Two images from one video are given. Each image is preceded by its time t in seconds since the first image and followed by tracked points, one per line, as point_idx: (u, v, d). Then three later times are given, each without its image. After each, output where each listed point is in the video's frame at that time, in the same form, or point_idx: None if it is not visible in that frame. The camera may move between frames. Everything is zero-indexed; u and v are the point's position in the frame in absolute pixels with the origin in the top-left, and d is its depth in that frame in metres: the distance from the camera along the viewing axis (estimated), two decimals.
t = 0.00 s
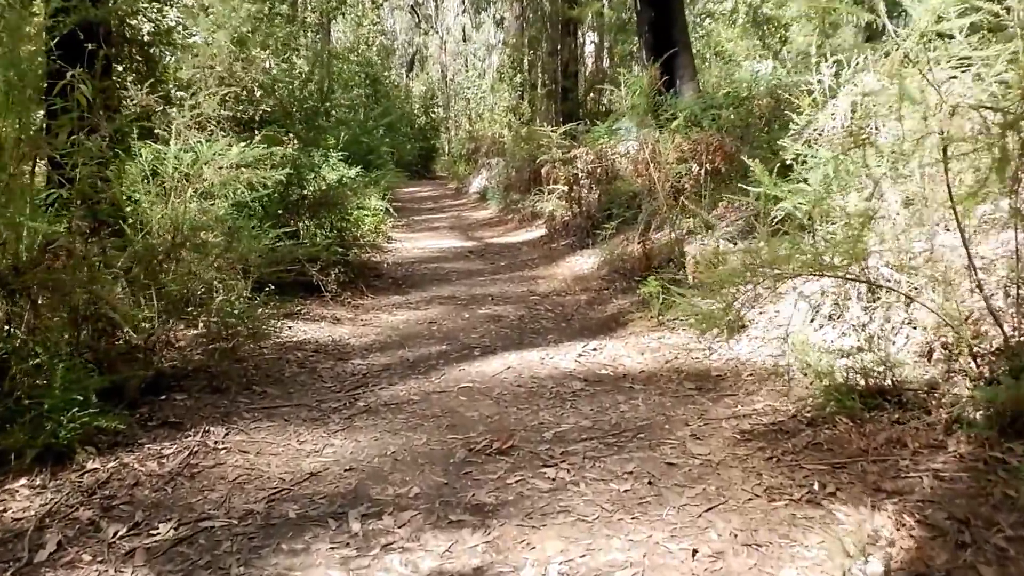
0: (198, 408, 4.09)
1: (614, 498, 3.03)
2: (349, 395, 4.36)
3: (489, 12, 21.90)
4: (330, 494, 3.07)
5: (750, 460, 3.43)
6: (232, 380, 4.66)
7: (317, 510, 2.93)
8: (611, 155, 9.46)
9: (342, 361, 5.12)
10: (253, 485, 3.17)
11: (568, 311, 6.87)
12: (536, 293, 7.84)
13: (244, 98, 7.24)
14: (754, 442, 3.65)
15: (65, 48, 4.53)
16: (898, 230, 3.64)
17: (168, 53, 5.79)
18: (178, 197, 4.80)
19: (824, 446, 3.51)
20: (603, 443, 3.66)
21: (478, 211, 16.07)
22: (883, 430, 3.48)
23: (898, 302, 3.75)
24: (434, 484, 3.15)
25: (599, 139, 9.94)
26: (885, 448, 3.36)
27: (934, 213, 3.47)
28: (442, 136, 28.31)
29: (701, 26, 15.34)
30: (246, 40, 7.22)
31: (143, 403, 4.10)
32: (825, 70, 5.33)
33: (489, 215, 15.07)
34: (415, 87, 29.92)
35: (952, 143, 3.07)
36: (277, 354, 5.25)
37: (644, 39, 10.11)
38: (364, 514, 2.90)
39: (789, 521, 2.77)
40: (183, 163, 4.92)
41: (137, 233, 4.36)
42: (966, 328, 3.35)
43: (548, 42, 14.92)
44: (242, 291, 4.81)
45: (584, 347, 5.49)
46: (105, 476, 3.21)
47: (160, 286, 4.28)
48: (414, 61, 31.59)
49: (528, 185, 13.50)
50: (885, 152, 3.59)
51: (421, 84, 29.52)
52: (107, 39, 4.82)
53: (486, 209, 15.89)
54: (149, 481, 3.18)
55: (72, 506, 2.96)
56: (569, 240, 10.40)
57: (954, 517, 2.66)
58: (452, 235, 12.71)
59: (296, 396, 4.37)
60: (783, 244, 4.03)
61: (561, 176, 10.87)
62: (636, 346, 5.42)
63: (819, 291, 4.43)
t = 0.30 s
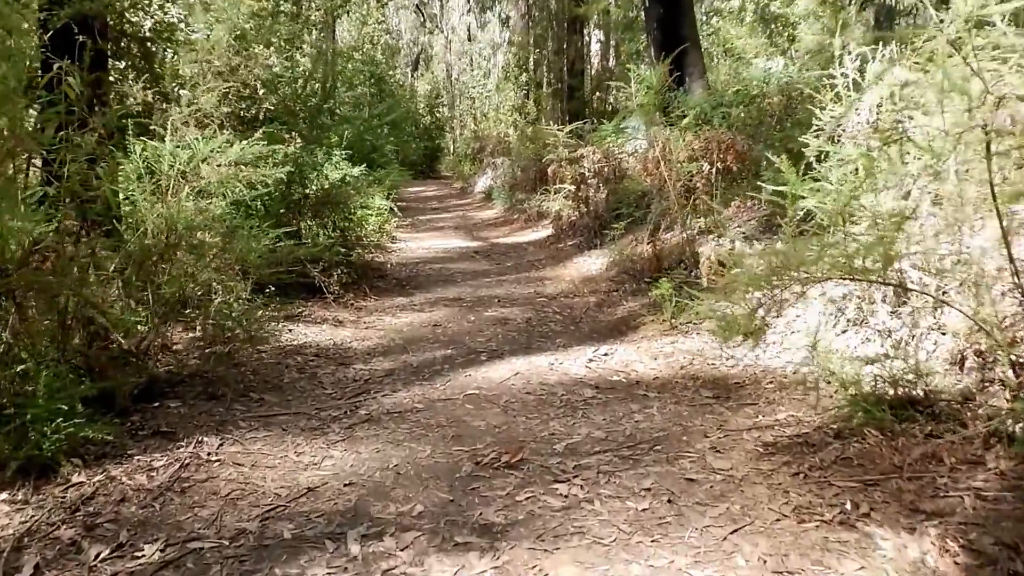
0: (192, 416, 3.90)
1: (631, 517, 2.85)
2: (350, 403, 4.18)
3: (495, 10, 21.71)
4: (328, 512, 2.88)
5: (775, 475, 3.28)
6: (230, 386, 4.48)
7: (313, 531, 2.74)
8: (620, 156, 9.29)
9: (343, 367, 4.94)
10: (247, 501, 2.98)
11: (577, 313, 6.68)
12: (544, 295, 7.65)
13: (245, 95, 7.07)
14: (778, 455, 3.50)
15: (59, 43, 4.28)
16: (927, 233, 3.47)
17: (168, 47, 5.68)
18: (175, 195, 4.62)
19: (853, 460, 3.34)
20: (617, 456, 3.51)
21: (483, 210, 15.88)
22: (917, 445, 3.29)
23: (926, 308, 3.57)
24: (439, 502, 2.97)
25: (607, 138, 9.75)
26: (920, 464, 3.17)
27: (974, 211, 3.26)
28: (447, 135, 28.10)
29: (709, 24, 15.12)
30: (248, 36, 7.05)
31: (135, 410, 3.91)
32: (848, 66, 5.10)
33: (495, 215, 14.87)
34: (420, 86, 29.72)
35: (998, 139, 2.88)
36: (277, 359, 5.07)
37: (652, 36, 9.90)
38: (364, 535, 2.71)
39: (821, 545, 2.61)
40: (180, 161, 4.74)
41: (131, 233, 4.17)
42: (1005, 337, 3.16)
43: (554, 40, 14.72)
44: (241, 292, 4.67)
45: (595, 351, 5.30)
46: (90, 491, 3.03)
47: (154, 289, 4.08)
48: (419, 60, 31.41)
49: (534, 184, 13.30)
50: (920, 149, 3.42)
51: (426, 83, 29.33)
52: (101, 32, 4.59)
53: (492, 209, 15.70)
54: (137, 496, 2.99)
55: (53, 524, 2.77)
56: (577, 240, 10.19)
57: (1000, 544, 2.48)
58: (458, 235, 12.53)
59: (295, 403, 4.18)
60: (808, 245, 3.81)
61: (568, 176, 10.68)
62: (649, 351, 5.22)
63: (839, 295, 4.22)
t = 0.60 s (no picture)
0: (203, 425, 3.75)
1: (669, 545, 2.74)
2: (367, 412, 4.02)
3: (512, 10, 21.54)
4: (342, 533, 2.72)
5: (819, 496, 3.12)
6: (243, 393, 4.34)
7: (327, 554, 2.58)
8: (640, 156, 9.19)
9: (359, 373, 4.78)
10: (257, 519, 2.82)
11: (600, 318, 6.48)
12: (564, 298, 7.45)
13: (260, 94, 6.94)
14: (820, 474, 3.32)
15: (70, 42, 4.10)
16: (982, 240, 3.28)
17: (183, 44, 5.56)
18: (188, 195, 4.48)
19: (903, 481, 3.14)
20: (648, 473, 3.35)
21: (501, 211, 15.72)
22: (974, 466, 3.10)
23: (977, 317, 3.34)
24: (460, 523, 2.81)
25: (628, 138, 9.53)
26: (977, 487, 2.99)
27: None
28: (464, 136, 27.95)
29: (730, 22, 14.85)
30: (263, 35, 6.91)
31: (143, 419, 3.77)
32: (887, 62, 4.86)
33: (513, 215, 14.70)
34: (438, 86, 29.61)
35: None
36: (292, 364, 4.92)
37: (673, 33, 9.68)
38: (381, 559, 2.55)
39: None
40: (192, 160, 4.60)
41: (142, 235, 4.03)
42: None
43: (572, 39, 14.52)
44: (256, 295, 4.54)
45: (620, 358, 5.10)
46: (93, 507, 2.88)
47: (164, 292, 3.94)
48: (437, 60, 31.30)
49: (553, 184, 13.10)
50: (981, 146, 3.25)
51: (443, 83, 29.20)
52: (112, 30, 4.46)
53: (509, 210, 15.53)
54: (142, 512, 2.84)
55: (53, 543, 2.63)
56: (597, 241, 9.98)
57: None
58: (476, 236, 12.35)
59: (309, 412, 4.03)
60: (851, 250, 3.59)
61: (587, 176, 10.49)
62: (677, 359, 5.02)
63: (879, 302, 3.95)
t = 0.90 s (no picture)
0: (225, 433, 3.59)
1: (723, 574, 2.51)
2: (395, 421, 3.84)
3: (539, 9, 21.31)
4: (370, 556, 2.53)
5: (883, 519, 2.86)
6: (268, 398, 4.18)
7: None
8: (672, 156, 9.02)
9: (387, 378, 4.60)
10: (280, 539, 2.64)
11: (635, 321, 6.23)
12: (597, 300, 7.21)
13: (286, 91, 6.79)
14: (883, 494, 3.06)
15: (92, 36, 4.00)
16: None
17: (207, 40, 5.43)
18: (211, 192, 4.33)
19: (975, 504, 2.88)
20: (696, 491, 3.10)
21: (529, 210, 15.48)
22: None
23: None
24: (496, 547, 2.60)
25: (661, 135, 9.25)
26: None
27: None
28: (491, 135, 27.76)
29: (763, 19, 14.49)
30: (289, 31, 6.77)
31: (163, 426, 3.62)
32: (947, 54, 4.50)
33: (542, 215, 14.47)
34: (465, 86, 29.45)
35: None
36: (318, 368, 4.76)
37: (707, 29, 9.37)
38: None
39: None
40: (216, 157, 4.45)
41: (164, 234, 3.88)
42: None
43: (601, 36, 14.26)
44: (281, 296, 4.34)
45: (659, 364, 4.85)
46: (107, 522, 2.72)
47: (186, 293, 3.78)
48: (464, 59, 31.14)
49: (582, 184, 12.85)
50: None
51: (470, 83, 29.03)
52: (136, 22, 4.31)
53: (538, 209, 15.30)
54: (158, 529, 2.68)
55: (63, 563, 2.47)
56: (628, 242, 9.71)
57: None
58: (505, 236, 12.14)
59: (335, 420, 3.85)
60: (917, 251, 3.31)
61: (618, 174, 10.23)
62: (719, 365, 4.76)
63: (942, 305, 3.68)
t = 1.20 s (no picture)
0: (237, 450, 3.43)
1: None
2: (416, 436, 3.64)
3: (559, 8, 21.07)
4: None
5: (944, 556, 2.61)
6: (283, 410, 4.01)
7: None
8: (695, 157, 8.75)
9: (407, 389, 4.41)
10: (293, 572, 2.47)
11: (662, 328, 6.00)
12: (621, 306, 6.98)
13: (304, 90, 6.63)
14: (942, 526, 2.81)
15: (103, 33, 3.86)
16: None
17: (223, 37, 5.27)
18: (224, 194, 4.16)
19: None
20: (738, 520, 2.87)
21: (549, 211, 15.26)
22: None
23: None
24: None
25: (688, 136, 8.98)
26: None
27: None
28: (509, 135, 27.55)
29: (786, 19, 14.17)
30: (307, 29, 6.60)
31: (173, 441, 3.46)
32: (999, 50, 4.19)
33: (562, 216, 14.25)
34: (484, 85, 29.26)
35: None
36: (335, 377, 4.58)
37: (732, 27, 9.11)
38: None
39: None
40: (229, 158, 4.28)
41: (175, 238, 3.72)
42: None
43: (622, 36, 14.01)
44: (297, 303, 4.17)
45: (691, 375, 4.61)
46: (109, 552, 2.55)
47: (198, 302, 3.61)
48: (482, 59, 30.95)
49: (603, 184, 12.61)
50: None
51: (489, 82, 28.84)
52: (149, 19, 4.18)
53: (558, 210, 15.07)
54: (163, 560, 2.51)
55: None
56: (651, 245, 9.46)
57: None
58: (525, 237, 11.93)
59: (353, 435, 3.67)
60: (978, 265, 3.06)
61: (641, 176, 9.97)
62: (755, 377, 4.51)
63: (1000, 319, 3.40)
